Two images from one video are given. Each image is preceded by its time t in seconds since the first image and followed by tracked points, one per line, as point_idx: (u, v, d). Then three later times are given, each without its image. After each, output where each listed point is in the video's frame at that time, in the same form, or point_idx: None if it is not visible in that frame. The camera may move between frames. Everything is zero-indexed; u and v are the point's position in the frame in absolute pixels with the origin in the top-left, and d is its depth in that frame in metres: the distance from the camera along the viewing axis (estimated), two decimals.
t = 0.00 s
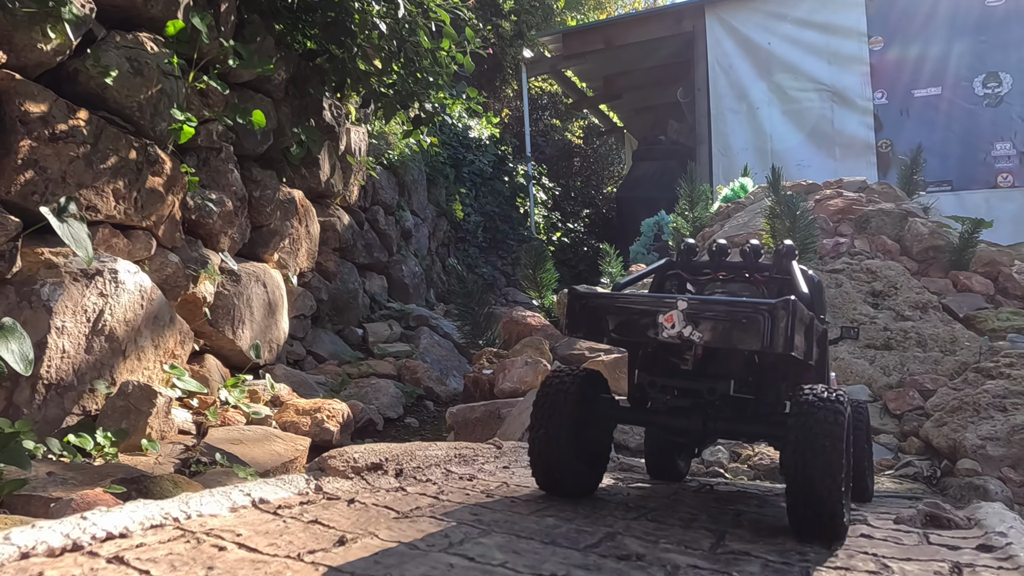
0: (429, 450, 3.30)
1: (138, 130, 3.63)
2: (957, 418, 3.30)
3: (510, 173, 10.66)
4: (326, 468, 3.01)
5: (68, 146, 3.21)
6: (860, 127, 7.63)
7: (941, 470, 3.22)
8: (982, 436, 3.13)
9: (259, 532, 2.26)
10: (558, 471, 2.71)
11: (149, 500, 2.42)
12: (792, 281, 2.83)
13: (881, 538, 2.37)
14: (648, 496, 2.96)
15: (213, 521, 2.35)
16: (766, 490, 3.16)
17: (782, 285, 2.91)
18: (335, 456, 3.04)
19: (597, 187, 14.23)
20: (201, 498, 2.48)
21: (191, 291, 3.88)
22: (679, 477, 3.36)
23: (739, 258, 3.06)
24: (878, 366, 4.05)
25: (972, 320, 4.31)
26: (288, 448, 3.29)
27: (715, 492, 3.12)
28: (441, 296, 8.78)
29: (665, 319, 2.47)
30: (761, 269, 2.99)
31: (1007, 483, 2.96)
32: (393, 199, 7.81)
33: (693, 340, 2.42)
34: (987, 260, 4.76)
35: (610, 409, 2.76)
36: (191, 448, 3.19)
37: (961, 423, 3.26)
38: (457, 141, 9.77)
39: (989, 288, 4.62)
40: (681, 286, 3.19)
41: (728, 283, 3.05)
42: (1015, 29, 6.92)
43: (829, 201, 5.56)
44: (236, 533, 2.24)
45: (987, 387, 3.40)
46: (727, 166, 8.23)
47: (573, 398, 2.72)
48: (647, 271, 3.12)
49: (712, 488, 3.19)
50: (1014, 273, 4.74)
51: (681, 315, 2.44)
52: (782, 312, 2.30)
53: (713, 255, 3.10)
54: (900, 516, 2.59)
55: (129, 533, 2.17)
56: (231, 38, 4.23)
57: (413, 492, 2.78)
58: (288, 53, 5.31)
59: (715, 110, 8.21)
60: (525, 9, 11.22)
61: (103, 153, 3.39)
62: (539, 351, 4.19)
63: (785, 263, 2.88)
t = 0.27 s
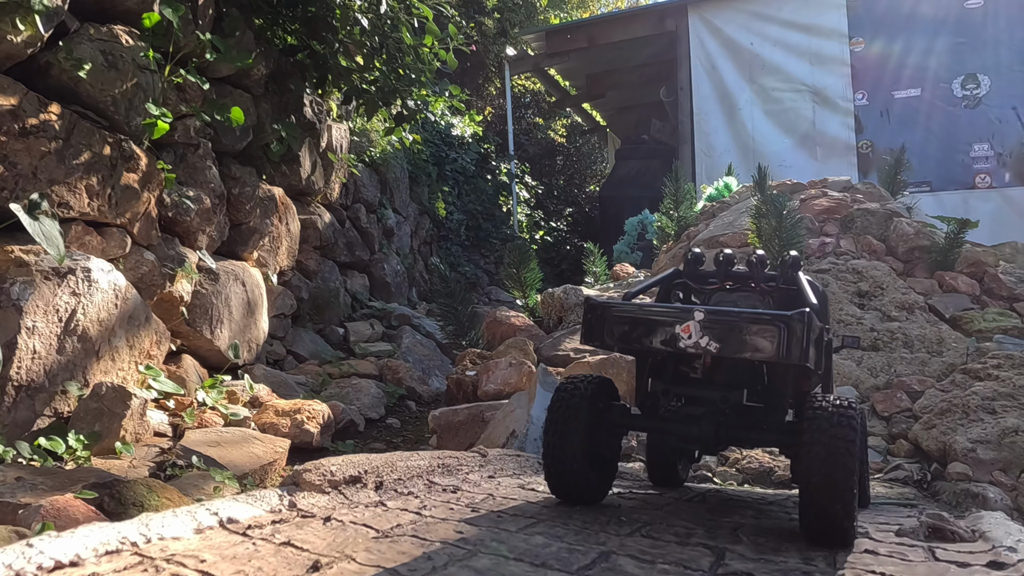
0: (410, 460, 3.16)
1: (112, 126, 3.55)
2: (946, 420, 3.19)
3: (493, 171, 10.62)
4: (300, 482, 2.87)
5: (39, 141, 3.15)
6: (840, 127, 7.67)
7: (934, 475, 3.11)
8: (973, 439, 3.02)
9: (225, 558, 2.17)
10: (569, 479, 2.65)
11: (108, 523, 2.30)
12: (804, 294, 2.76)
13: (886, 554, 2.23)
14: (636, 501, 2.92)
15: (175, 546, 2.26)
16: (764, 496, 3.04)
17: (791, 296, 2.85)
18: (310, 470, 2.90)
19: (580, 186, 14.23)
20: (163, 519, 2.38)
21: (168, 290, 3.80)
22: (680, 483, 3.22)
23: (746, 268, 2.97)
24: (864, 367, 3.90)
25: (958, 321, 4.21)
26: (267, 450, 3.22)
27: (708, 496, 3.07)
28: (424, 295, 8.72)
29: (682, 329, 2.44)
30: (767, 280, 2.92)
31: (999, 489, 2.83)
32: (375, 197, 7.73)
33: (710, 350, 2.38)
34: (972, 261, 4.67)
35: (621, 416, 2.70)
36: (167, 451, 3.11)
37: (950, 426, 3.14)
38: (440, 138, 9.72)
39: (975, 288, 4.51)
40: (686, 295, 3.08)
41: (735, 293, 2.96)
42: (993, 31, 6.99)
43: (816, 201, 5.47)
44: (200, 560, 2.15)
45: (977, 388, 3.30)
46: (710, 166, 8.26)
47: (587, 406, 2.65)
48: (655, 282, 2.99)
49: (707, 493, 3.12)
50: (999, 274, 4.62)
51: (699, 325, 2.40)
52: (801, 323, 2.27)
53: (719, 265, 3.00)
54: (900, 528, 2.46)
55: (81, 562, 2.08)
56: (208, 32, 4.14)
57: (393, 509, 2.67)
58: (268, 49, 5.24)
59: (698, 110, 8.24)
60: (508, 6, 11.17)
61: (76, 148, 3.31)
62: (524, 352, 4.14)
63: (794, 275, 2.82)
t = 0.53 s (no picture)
0: (387, 473, 3.06)
1: (84, 120, 3.46)
2: (936, 424, 3.17)
3: (476, 170, 10.58)
4: (265, 503, 2.77)
5: (7, 135, 3.09)
6: (822, 128, 7.69)
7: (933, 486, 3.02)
8: (965, 444, 2.98)
9: None
10: (568, 490, 2.60)
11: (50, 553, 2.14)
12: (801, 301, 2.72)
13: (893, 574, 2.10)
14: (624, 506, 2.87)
15: None
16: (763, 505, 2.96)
17: (786, 302, 2.81)
18: (275, 488, 2.81)
19: (563, 185, 14.23)
20: (110, 546, 2.23)
21: (143, 289, 3.71)
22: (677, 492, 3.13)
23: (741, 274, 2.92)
24: (852, 369, 3.85)
25: (946, 321, 4.19)
26: (244, 453, 3.15)
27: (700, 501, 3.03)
28: (406, 294, 8.65)
29: (681, 337, 2.40)
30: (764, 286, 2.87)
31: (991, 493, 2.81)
32: (356, 195, 7.65)
33: (710, 358, 2.35)
34: (960, 260, 4.66)
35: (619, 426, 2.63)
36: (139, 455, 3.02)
37: (941, 429, 3.12)
38: (422, 136, 9.65)
39: (962, 288, 4.49)
40: (681, 303, 3.04)
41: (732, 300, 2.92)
42: (973, 32, 7.03)
43: (800, 200, 5.50)
44: None
45: (966, 391, 3.28)
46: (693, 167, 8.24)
47: (584, 415, 2.61)
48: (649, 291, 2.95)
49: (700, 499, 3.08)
50: (986, 274, 4.62)
51: (698, 333, 2.37)
52: (802, 331, 2.25)
53: (714, 271, 2.95)
54: (903, 543, 2.35)
55: None
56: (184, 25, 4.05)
57: (366, 530, 2.54)
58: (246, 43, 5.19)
59: (681, 110, 8.23)
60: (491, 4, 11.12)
61: (46, 143, 3.24)
62: (507, 353, 4.08)
63: (789, 281, 2.78)
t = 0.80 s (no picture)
0: (353, 479, 2.87)
1: (54, 112, 3.38)
2: (927, 423, 3.15)
3: (460, 167, 10.50)
4: (213, 514, 2.54)
5: None
6: (804, 127, 7.70)
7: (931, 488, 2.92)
8: (957, 443, 2.95)
9: None
10: (567, 494, 2.50)
11: None
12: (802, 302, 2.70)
13: None
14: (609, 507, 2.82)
15: None
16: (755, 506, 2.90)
17: (785, 302, 2.79)
18: (226, 497, 2.58)
19: (547, 183, 14.24)
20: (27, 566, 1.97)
21: (115, 285, 3.61)
22: (666, 493, 3.08)
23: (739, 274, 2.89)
24: (839, 367, 3.82)
25: (933, 318, 4.18)
26: (220, 454, 3.08)
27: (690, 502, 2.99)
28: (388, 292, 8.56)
29: (684, 337, 2.33)
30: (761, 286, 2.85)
31: (984, 494, 2.78)
32: (338, 192, 7.55)
33: (714, 360, 2.29)
34: (948, 257, 4.65)
35: (617, 428, 2.57)
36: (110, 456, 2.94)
37: (932, 429, 3.11)
38: (405, 132, 9.56)
39: (950, 285, 4.47)
40: (679, 303, 2.98)
41: (730, 300, 2.88)
42: (955, 32, 7.03)
43: (787, 196, 5.49)
44: None
45: (957, 389, 3.26)
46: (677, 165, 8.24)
47: (585, 415, 2.53)
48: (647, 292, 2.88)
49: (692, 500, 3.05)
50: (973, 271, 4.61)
51: (702, 334, 2.30)
52: (808, 335, 2.21)
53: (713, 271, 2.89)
54: (907, 553, 2.22)
55: None
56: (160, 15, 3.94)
57: (326, 544, 2.36)
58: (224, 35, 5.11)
59: (666, 109, 8.22)
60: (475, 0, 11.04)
61: (12, 134, 3.15)
62: (488, 350, 4.01)
63: (789, 283, 2.76)
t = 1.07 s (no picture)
0: (316, 486, 2.68)
1: (23, 103, 3.28)
2: (918, 422, 3.13)
3: (444, 165, 10.42)
4: (155, 528, 2.34)
5: None
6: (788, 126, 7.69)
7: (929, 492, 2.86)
8: (949, 443, 2.93)
9: None
10: (568, 495, 2.44)
11: None
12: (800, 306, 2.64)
13: None
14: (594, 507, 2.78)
15: None
16: (747, 509, 2.84)
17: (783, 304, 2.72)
18: (171, 509, 2.38)
19: (530, 182, 14.23)
20: None
21: (88, 282, 3.52)
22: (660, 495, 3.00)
23: (735, 275, 2.82)
24: (827, 365, 3.81)
25: (922, 315, 4.17)
26: (195, 455, 3.01)
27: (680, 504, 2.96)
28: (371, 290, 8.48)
29: (686, 338, 2.30)
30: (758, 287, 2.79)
31: (977, 494, 2.76)
32: (320, 188, 7.46)
33: (717, 361, 2.25)
34: (935, 254, 4.65)
35: (618, 428, 2.51)
36: (81, 457, 2.86)
37: (922, 428, 3.09)
38: (389, 129, 9.48)
39: (937, 282, 4.47)
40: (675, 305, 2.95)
41: (727, 302, 2.82)
42: (937, 32, 7.07)
43: (773, 192, 5.47)
44: None
45: (947, 387, 3.25)
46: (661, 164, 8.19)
47: (587, 415, 2.47)
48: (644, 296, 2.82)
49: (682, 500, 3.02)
50: (961, 268, 4.60)
51: (705, 334, 2.26)
52: (811, 333, 2.18)
53: (708, 274, 2.82)
54: (910, 563, 2.10)
55: None
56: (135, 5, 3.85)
57: (282, 560, 2.19)
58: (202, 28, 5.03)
59: (650, 108, 8.19)
60: None
61: None
62: (469, 348, 3.95)
63: (786, 285, 2.69)
